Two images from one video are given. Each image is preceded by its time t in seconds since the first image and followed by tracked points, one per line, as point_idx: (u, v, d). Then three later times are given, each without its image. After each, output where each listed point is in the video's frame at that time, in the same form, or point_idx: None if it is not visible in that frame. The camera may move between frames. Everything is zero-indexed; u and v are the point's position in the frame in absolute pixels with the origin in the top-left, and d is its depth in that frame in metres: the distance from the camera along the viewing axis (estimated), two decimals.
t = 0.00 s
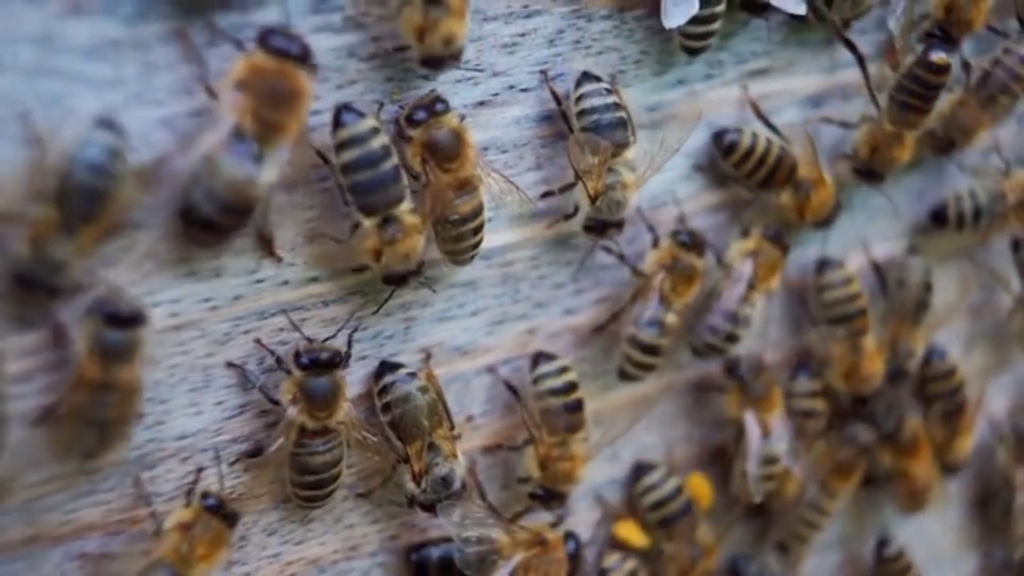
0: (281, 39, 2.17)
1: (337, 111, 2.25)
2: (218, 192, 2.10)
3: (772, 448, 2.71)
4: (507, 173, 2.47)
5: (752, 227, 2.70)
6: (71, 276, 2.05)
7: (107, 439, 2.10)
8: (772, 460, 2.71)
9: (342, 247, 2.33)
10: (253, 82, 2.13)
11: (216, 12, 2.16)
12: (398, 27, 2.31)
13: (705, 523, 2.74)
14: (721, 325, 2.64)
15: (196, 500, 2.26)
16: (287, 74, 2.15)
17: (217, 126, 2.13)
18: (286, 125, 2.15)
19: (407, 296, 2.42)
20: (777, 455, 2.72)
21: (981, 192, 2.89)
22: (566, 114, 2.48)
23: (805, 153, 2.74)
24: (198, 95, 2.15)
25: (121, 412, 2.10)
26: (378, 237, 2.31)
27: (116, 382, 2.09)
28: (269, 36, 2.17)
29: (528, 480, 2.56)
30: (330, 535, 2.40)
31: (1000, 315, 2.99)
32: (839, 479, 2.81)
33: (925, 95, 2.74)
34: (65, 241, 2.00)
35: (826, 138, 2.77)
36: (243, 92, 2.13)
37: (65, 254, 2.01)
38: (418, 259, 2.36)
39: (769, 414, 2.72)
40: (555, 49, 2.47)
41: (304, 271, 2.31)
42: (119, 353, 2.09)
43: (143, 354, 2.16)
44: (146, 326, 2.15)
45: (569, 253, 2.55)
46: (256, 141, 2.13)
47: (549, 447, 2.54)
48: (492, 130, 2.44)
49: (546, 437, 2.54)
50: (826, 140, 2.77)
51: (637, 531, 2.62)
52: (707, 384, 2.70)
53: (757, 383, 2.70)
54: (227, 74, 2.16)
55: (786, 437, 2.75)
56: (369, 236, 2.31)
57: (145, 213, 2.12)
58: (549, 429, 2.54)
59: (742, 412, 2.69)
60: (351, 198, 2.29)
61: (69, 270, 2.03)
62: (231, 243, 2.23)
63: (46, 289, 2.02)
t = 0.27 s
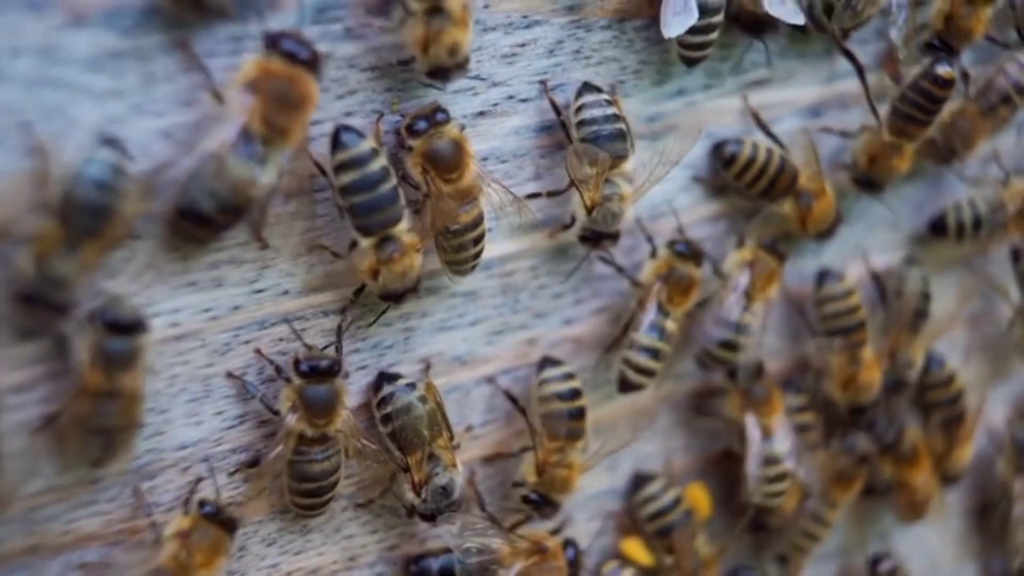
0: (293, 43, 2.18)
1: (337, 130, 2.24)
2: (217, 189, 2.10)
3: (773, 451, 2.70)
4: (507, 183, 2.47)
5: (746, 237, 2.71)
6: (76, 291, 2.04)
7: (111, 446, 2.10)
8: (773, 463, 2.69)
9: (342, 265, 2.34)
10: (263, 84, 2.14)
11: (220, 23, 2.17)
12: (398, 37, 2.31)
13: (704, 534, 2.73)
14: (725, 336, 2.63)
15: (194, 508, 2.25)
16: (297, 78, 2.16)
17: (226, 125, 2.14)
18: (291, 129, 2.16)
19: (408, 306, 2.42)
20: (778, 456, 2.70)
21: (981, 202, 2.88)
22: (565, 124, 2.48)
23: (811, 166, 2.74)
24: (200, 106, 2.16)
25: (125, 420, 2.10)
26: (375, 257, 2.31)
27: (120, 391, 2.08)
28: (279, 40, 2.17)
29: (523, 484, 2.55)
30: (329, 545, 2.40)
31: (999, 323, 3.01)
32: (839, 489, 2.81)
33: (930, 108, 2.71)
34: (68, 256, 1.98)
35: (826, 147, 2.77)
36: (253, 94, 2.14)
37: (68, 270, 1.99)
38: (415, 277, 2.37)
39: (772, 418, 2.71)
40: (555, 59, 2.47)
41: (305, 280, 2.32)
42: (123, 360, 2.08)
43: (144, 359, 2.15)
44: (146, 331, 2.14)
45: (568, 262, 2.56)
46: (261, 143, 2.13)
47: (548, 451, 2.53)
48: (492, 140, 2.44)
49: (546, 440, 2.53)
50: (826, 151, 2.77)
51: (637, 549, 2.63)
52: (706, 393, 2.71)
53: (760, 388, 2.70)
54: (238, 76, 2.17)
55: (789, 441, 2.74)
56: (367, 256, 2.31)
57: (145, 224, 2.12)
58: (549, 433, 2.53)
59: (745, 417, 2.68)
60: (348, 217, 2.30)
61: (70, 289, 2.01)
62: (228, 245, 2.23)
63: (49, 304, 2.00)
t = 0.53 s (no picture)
0: (285, 45, 2.17)
1: (343, 141, 2.25)
2: (214, 194, 2.10)
3: (772, 459, 2.68)
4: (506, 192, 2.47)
5: (743, 248, 2.71)
6: (87, 297, 2.07)
7: (115, 454, 2.09)
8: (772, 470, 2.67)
9: (339, 276, 2.34)
10: (255, 87, 2.12)
11: (220, 34, 2.17)
12: (399, 48, 2.33)
13: (705, 544, 2.72)
14: (727, 343, 2.64)
15: (191, 516, 2.25)
16: (289, 80, 2.14)
17: (219, 129, 2.12)
18: (286, 130, 2.15)
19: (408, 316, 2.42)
20: (778, 464, 2.68)
21: (981, 211, 2.87)
22: (564, 133, 2.48)
23: (810, 179, 2.75)
24: (199, 116, 2.15)
25: (128, 429, 2.08)
26: (374, 269, 2.31)
27: (124, 401, 2.07)
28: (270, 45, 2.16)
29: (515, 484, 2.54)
30: (330, 555, 2.40)
31: (1000, 333, 3.00)
32: (840, 499, 2.81)
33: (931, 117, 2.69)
34: (78, 263, 2.00)
35: (827, 156, 2.78)
36: (245, 97, 2.13)
37: (79, 278, 2.01)
38: (413, 291, 2.37)
39: (771, 426, 2.71)
40: (555, 69, 2.47)
41: (305, 289, 2.32)
42: (125, 373, 2.07)
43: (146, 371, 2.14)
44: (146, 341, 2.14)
45: (569, 270, 2.56)
46: (256, 146, 2.12)
47: (545, 454, 2.51)
48: (492, 149, 2.44)
49: (546, 443, 2.51)
50: (826, 159, 2.78)
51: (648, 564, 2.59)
52: (707, 401, 2.71)
53: (761, 396, 2.71)
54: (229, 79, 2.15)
55: (790, 450, 2.72)
56: (366, 268, 2.31)
57: (144, 233, 2.12)
58: (549, 436, 2.51)
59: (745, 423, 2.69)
60: (349, 228, 2.30)
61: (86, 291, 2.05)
62: (228, 254, 2.23)
63: (64, 312, 2.05)
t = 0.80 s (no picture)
0: (288, 57, 2.16)
1: (344, 154, 2.25)
2: (214, 204, 2.10)
3: (761, 472, 2.67)
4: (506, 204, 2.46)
5: (733, 261, 2.69)
6: (90, 311, 2.08)
7: (118, 468, 2.10)
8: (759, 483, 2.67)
9: (340, 290, 2.34)
10: (256, 98, 2.12)
11: (220, 48, 2.16)
12: (400, 60, 2.33)
13: (705, 556, 2.72)
14: (721, 355, 2.62)
15: (188, 526, 2.24)
16: (290, 90, 2.13)
17: (221, 139, 2.13)
18: (287, 141, 2.14)
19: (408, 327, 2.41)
20: (768, 478, 2.68)
21: (981, 221, 2.87)
22: (563, 145, 2.48)
23: (812, 194, 2.76)
24: (200, 129, 2.15)
25: (135, 444, 2.10)
26: (376, 283, 2.32)
27: (133, 416, 2.08)
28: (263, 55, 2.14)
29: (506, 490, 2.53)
30: (329, 566, 2.41)
31: (1000, 343, 3.01)
32: (840, 511, 2.81)
33: (930, 132, 2.71)
34: (77, 277, 2.01)
35: (826, 167, 2.78)
36: (246, 107, 2.13)
37: (79, 291, 2.02)
38: (415, 306, 2.36)
39: (764, 439, 2.70)
40: (555, 80, 2.47)
41: (306, 301, 2.32)
42: (133, 391, 2.08)
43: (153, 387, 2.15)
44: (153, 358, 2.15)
45: (568, 282, 2.56)
46: (256, 156, 2.12)
47: (539, 465, 2.50)
48: (492, 161, 2.44)
49: (542, 455, 2.51)
50: (827, 170, 2.78)
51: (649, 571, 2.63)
52: (707, 412, 2.70)
53: (755, 407, 2.69)
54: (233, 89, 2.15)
55: (782, 465, 2.71)
56: (368, 281, 2.32)
57: (143, 245, 2.13)
58: (547, 449, 2.50)
59: (738, 433, 2.68)
60: (351, 242, 2.30)
61: (87, 306, 2.05)
62: (226, 266, 2.22)
63: (69, 326, 2.06)
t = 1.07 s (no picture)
0: (284, 62, 2.14)
1: (349, 173, 2.24)
2: (214, 210, 2.07)
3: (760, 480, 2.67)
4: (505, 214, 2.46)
5: (732, 271, 2.68)
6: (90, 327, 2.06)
7: (119, 479, 2.08)
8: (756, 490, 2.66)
9: (340, 305, 2.34)
10: (255, 104, 2.10)
11: (219, 59, 2.15)
12: (398, 70, 2.32)
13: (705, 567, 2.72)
14: (722, 364, 2.61)
15: (185, 536, 2.22)
16: (288, 96, 2.11)
17: (220, 147, 2.10)
18: (285, 147, 2.12)
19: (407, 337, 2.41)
20: (766, 486, 2.68)
21: (981, 230, 2.87)
22: (563, 155, 2.47)
23: (814, 207, 2.75)
24: (198, 139, 2.15)
25: (138, 454, 2.08)
26: (377, 300, 2.31)
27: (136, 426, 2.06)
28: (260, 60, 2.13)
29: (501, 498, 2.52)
30: None
31: (1000, 352, 3.01)
32: (839, 520, 2.79)
33: (929, 139, 2.70)
34: (77, 290, 2.00)
35: (826, 177, 2.78)
36: (244, 114, 2.10)
37: (79, 305, 2.01)
38: (414, 323, 2.35)
39: (764, 447, 2.70)
40: (554, 90, 2.46)
41: (305, 311, 2.31)
42: (139, 400, 2.06)
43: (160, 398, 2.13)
44: (162, 368, 2.13)
45: (568, 292, 2.55)
46: (254, 163, 2.10)
47: (534, 476, 2.49)
48: (491, 171, 2.44)
49: (539, 465, 2.50)
50: (826, 180, 2.78)
51: None
52: (707, 421, 2.69)
53: (756, 415, 2.69)
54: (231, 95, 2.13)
55: (780, 475, 2.71)
56: (368, 299, 2.31)
57: (140, 255, 2.11)
58: (544, 459, 2.49)
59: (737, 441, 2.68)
60: (353, 261, 2.29)
61: (87, 320, 2.03)
62: (225, 277, 2.22)
63: (70, 342, 2.04)
